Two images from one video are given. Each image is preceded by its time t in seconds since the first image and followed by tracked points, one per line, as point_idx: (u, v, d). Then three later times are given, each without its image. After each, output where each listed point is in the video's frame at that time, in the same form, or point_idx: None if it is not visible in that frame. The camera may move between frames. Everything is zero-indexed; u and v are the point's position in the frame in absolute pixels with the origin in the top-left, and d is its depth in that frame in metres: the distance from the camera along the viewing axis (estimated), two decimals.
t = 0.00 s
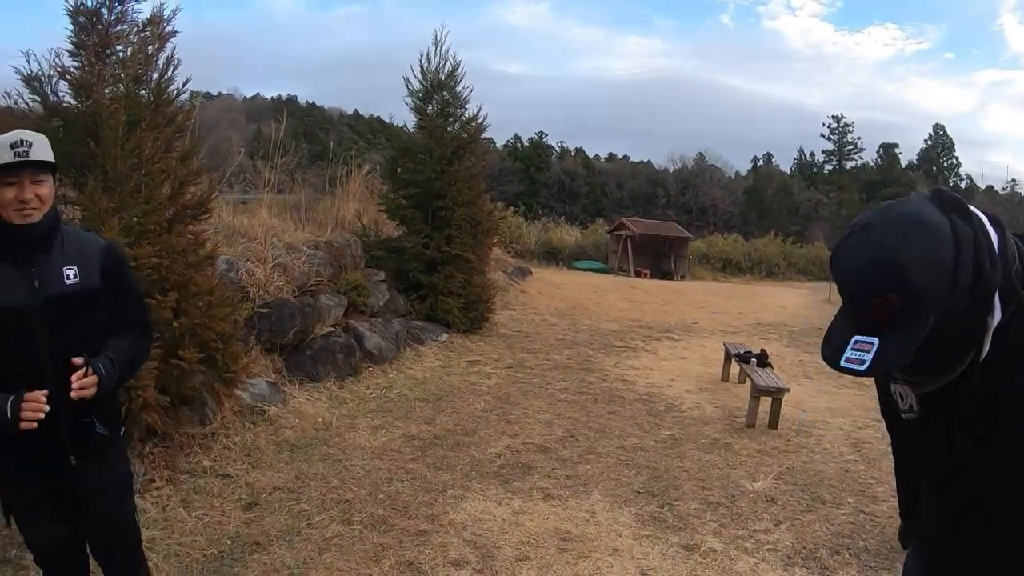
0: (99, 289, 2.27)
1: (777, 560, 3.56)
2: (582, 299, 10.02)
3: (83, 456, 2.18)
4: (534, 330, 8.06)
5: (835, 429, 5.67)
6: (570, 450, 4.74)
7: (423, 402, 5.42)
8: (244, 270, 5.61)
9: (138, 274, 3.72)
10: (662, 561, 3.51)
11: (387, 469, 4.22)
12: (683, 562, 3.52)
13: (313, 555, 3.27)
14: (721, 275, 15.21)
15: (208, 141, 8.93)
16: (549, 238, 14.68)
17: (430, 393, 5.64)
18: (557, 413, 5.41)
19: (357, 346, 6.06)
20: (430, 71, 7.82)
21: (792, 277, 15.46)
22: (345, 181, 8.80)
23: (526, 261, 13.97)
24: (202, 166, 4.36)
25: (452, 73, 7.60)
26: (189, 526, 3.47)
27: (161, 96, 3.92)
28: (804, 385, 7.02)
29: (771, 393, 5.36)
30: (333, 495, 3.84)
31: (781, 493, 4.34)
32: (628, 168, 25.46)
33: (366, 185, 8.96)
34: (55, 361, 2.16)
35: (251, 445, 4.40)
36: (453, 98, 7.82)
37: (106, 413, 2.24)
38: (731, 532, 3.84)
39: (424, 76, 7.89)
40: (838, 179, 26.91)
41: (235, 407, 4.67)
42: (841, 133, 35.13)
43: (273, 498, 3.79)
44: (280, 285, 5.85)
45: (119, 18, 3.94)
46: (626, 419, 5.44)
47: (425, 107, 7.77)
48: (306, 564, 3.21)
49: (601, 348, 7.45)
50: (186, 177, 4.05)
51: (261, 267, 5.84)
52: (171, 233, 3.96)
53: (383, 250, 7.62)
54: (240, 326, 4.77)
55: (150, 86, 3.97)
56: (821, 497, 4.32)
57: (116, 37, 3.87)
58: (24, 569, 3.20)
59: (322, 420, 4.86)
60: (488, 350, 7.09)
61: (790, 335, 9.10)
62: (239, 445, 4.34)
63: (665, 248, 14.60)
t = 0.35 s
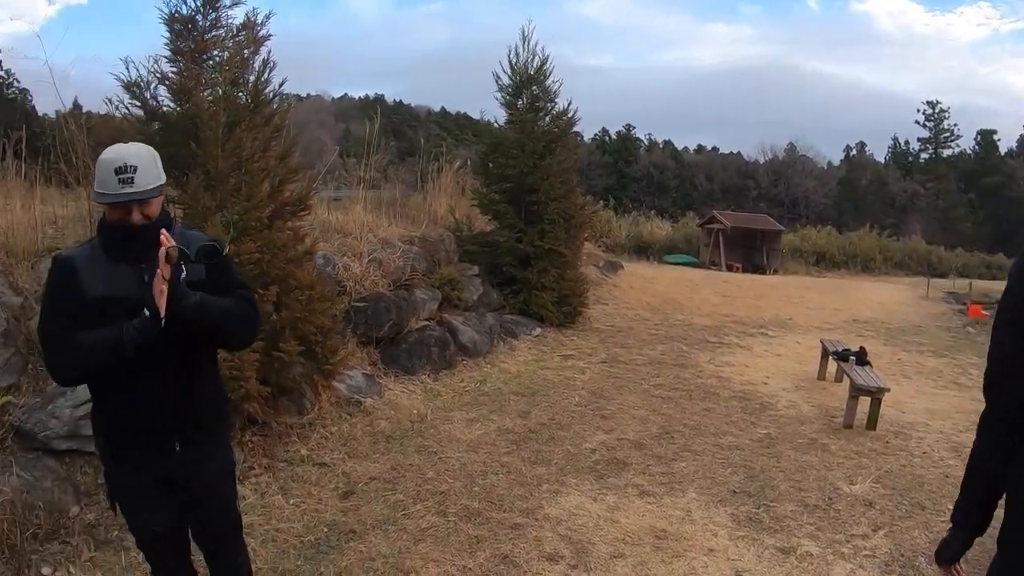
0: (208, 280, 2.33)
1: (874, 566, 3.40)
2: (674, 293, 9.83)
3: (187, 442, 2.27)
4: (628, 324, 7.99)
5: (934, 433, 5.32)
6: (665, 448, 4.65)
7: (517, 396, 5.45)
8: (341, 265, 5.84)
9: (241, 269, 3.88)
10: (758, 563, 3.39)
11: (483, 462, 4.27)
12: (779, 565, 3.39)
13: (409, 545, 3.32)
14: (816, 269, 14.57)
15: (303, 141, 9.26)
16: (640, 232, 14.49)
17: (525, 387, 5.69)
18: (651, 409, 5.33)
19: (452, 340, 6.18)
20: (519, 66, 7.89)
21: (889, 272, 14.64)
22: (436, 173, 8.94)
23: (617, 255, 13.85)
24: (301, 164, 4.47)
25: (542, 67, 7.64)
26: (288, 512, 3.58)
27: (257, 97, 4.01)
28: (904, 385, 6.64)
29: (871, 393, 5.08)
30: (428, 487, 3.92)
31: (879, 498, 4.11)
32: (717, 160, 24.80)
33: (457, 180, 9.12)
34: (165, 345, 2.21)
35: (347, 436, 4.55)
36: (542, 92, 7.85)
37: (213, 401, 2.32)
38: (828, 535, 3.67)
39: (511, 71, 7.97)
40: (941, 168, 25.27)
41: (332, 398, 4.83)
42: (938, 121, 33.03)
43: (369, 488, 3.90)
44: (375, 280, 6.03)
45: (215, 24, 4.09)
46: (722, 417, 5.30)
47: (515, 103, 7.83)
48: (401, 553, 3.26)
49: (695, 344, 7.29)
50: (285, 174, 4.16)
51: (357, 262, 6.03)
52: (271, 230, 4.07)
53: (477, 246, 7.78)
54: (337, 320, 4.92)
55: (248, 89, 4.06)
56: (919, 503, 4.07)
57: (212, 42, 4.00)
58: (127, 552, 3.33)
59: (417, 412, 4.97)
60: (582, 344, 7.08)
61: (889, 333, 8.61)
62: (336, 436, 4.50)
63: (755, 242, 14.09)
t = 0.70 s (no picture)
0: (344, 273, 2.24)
1: None
2: (784, 285, 9.52)
3: (319, 429, 2.19)
4: (739, 318, 7.81)
5: None
6: (780, 445, 4.48)
7: (627, 388, 5.44)
8: (458, 254, 5.97)
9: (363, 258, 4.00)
10: (874, 570, 3.19)
11: (596, 452, 4.26)
12: (897, 573, 3.17)
13: (524, 533, 3.33)
14: (930, 262, 13.64)
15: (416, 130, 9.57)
16: (748, 220, 14.05)
17: (638, 378, 5.68)
18: (765, 404, 5.16)
19: (565, 330, 6.23)
20: (627, 53, 7.82)
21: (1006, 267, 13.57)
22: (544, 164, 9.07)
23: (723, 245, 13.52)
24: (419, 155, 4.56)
25: (651, 53, 7.53)
26: (405, 496, 3.66)
27: (373, 90, 4.10)
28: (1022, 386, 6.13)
29: (990, 396, 4.67)
30: (542, 475, 3.92)
31: (999, 508, 3.78)
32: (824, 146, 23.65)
33: (566, 170, 9.19)
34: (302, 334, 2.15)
35: (462, 423, 4.62)
36: (651, 79, 7.75)
37: (345, 389, 2.24)
38: (945, 545, 3.41)
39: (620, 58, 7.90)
40: None
41: (446, 385, 4.91)
42: None
43: (483, 475, 3.94)
44: (488, 269, 6.12)
45: (326, 20, 4.22)
46: (836, 415, 5.05)
47: (623, 90, 7.78)
48: (516, 541, 3.27)
49: (806, 338, 7.02)
50: (402, 166, 4.26)
51: (470, 251, 6.13)
52: (391, 220, 4.17)
53: (588, 235, 7.80)
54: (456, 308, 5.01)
55: (363, 82, 4.14)
56: None
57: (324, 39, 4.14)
58: (244, 529, 3.40)
59: (530, 402, 5.01)
60: (693, 336, 7.00)
61: (1006, 331, 7.94)
62: (450, 422, 4.58)
63: (865, 232, 13.40)
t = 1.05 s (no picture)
0: (437, 269, 2.12)
1: None
2: (861, 280, 9.24)
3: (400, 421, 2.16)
4: (813, 312, 7.64)
5: None
6: (858, 444, 4.33)
7: (702, 381, 5.42)
8: (533, 244, 5.96)
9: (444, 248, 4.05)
10: None
11: (671, 447, 4.24)
12: None
13: (597, 526, 3.32)
14: (1011, 258, 12.92)
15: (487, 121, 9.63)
16: (822, 212, 13.66)
17: (713, 372, 5.63)
18: (842, 403, 5.03)
19: (640, 321, 6.20)
20: (700, 41, 7.72)
21: None
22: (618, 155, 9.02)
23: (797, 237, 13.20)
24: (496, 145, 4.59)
25: (725, 41, 7.41)
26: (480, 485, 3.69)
27: (450, 81, 4.17)
28: None
29: None
30: (617, 469, 3.92)
31: None
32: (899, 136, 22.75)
33: (637, 160, 9.11)
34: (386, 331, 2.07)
35: (536, 413, 4.63)
36: (725, 67, 7.61)
37: (428, 385, 2.19)
38: None
39: (693, 47, 7.83)
40: None
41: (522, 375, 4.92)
42: None
43: (558, 466, 3.94)
44: (564, 260, 6.10)
45: (400, 12, 4.20)
46: (914, 415, 4.85)
47: (697, 79, 7.69)
48: (590, 533, 3.26)
49: (883, 335, 6.81)
50: (480, 156, 4.30)
51: (546, 241, 6.12)
52: (469, 210, 4.20)
53: (663, 226, 7.70)
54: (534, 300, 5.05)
55: (439, 74, 4.22)
56: None
57: (398, 31, 4.16)
58: (319, 513, 3.47)
59: (604, 393, 5.01)
60: (768, 330, 6.89)
61: None
62: (525, 413, 4.59)
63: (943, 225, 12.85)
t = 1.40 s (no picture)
0: (481, 269, 2.11)
1: None
2: (891, 279, 9.10)
3: (433, 421, 2.15)
4: (842, 311, 7.55)
5: None
6: (887, 445, 4.28)
7: (731, 378, 5.39)
8: (563, 239, 5.95)
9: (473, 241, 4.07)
10: None
11: (699, 443, 4.22)
12: None
13: (624, 522, 3.32)
14: None
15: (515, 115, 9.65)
16: (852, 210, 13.48)
17: (742, 369, 5.59)
18: (872, 402, 4.97)
19: (668, 317, 6.18)
20: (731, 35, 7.67)
21: None
22: (646, 150, 8.97)
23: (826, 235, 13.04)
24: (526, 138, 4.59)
25: (756, 35, 7.34)
26: (507, 478, 3.71)
27: (481, 75, 4.18)
28: None
29: None
30: (644, 465, 3.92)
31: None
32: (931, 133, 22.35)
33: (666, 156, 9.06)
34: (424, 327, 2.08)
35: (564, 408, 4.63)
36: (756, 62, 7.54)
37: (466, 385, 2.18)
38: None
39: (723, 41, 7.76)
40: None
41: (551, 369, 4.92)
42: None
43: (585, 461, 3.94)
44: (594, 254, 6.09)
45: (430, 6, 4.24)
46: (944, 417, 4.78)
47: (728, 73, 7.64)
48: (616, 529, 3.26)
49: (914, 335, 6.71)
50: (511, 149, 4.29)
51: (575, 235, 6.12)
52: (498, 204, 4.20)
53: (692, 222, 7.69)
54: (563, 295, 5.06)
55: (470, 67, 4.22)
56: None
57: (428, 26, 4.19)
58: (346, 504, 3.50)
59: (632, 389, 5.00)
60: (798, 328, 6.81)
61: None
62: (552, 408, 4.59)
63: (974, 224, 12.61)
